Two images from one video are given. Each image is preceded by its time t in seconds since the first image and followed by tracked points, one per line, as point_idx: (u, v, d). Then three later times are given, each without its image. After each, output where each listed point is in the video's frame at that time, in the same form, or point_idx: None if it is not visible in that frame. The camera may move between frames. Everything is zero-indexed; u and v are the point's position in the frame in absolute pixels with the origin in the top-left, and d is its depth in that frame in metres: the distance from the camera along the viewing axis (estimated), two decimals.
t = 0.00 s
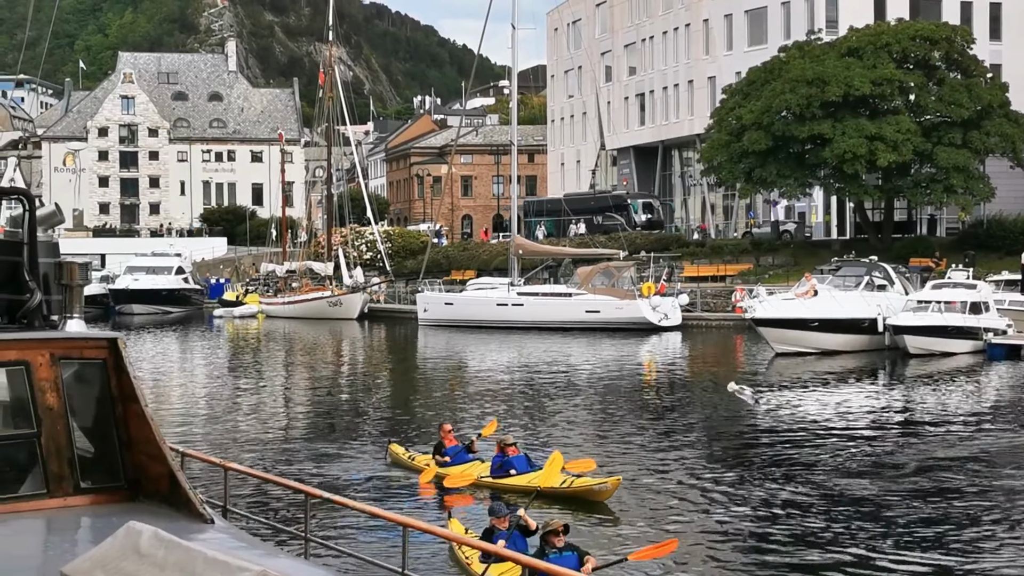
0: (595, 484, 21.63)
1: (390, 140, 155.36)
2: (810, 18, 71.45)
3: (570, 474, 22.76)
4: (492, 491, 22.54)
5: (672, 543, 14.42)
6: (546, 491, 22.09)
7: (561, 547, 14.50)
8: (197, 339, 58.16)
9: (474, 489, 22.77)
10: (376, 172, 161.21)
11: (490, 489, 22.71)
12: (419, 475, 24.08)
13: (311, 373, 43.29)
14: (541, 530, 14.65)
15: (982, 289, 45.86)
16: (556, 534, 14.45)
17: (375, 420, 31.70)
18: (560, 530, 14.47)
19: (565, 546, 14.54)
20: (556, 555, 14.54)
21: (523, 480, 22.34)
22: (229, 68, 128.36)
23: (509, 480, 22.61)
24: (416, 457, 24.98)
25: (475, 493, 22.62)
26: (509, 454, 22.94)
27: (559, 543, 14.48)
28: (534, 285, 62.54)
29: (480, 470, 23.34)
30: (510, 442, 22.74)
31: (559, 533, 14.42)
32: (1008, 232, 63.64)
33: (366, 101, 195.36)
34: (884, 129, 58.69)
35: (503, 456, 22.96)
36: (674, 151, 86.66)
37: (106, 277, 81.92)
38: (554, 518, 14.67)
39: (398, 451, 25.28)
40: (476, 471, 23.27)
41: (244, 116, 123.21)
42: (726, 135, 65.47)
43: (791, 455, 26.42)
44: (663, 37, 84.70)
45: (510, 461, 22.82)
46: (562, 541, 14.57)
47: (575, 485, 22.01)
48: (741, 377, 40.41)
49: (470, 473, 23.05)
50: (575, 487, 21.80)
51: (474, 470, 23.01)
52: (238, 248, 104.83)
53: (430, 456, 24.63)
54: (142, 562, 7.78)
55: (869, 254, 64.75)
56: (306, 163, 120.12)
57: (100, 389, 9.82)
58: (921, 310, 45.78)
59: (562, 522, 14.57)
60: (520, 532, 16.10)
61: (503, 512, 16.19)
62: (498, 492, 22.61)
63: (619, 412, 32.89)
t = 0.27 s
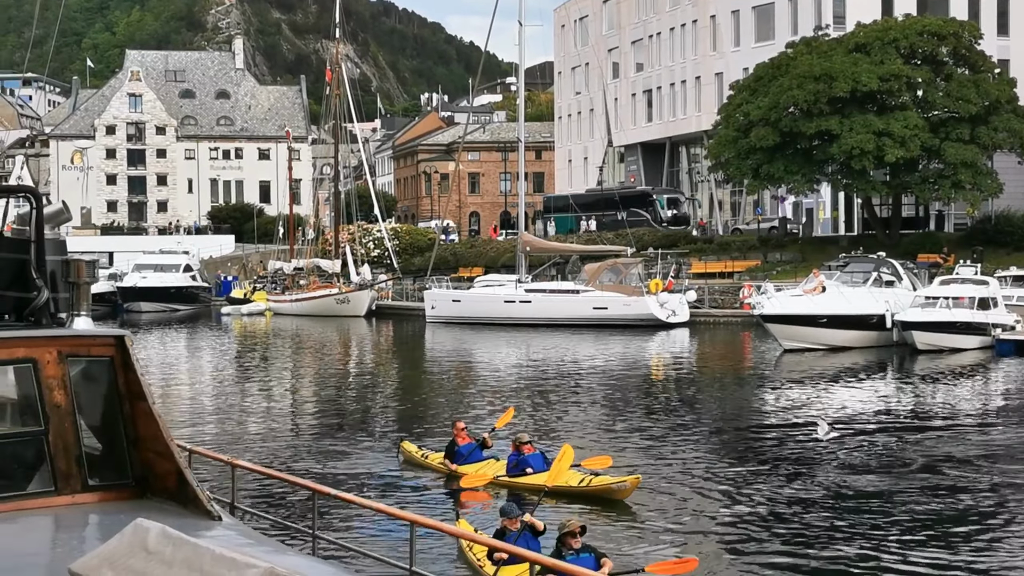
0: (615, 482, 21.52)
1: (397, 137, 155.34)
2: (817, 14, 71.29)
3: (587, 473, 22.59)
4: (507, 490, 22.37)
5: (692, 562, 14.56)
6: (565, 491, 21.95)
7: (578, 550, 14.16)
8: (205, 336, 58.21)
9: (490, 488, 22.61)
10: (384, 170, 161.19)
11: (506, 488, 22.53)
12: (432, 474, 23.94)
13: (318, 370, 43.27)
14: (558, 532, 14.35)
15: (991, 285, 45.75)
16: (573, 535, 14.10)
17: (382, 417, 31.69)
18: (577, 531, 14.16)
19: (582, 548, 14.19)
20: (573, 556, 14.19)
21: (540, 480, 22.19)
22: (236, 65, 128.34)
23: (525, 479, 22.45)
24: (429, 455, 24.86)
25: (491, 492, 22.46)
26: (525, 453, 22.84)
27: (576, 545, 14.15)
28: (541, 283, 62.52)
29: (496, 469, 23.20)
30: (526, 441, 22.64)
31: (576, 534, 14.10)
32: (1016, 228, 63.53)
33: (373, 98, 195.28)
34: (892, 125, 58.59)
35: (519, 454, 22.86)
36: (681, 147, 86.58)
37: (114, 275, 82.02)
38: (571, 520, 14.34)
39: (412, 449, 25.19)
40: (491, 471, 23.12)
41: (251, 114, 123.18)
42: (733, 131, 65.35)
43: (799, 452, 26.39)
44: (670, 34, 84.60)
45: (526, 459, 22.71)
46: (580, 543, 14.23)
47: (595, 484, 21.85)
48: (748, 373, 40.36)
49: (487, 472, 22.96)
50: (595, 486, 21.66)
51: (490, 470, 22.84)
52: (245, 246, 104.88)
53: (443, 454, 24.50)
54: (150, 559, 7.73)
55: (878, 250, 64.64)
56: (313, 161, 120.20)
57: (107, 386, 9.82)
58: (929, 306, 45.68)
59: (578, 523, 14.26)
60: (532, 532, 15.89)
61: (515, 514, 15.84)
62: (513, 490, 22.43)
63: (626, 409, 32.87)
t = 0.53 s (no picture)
0: (617, 470, 21.53)
1: (386, 123, 155.06)
2: (806, 1, 71.29)
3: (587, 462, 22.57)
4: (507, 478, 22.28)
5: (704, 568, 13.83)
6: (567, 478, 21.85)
7: (580, 540, 13.63)
8: (194, 324, 58.12)
9: (489, 477, 22.50)
10: (372, 157, 160.93)
11: (505, 476, 22.43)
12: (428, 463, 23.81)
13: (307, 357, 43.26)
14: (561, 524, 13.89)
15: (980, 270, 45.85)
16: (576, 525, 13.62)
17: (372, 404, 31.70)
18: (580, 521, 13.67)
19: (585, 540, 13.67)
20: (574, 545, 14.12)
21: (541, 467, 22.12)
22: (224, 52, 127.85)
23: (524, 467, 22.36)
24: (423, 445, 24.73)
25: (490, 481, 22.34)
26: (524, 441, 22.70)
27: (578, 536, 13.64)
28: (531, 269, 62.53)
29: (494, 458, 23.10)
30: (525, 429, 22.49)
31: (578, 524, 13.61)
32: (1004, 214, 63.73)
33: (362, 84, 194.81)
34: (881, 112, 58.66)
35: (518, 442, 22.74)
36: (670, 133, 86.58)
37: (102, 262, 81.81)
38: (575, 510, 13.87)
39: (406, 438, 25.05)
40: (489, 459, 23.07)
41: (239, 101, 122.81)
42: (722, 117, 65.28)
43: (788, 437, 26.48)
44: (659, 19, 84.53)
45: (525, 447, 22.58)
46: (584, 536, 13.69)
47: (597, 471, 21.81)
48: (737, 359, 40.45)
49: (485, 460, 22.92)
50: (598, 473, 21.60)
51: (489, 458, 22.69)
52: (233, 233, 104.68)
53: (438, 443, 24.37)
54: (139, 547, 7.67)
55: (866, 236, 64.75)
56: (302, 148, 119.98)
57: (95, 372, 9.81)
58: (917, 291, 45.77)
59: (582, 514, 13.78)
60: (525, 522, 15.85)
61: (510, 503, 15.81)
62: (513, 478, 22.34)
63: (616, 395, 32.92)
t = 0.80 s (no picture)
0: (568, 452, 21.47)
1: (323, 104, 154.02)
2: None
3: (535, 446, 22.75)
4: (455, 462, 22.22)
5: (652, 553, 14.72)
6: (517, 461, 21.74)
7: (530, 524, 14.27)
8: (129, 306, 57.54)
9: (437, 461, 22.47)
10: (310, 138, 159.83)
11: (455, 460, 22.40)
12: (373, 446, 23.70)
13: (245, 339, 43.00)
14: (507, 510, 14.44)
15: (914, 252, 46.51)
16: (526, 510, 14.24)
17: (310, 386, 31.61)
18: (528, 506, 14.29)
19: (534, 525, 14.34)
20: (525, 531, 14.26)
21: (490, 450, 22.16)
22: (159, 31, 126.26)
23: (473, 450, 22.40)
24: (365, 429, 24.57)
25: (439, 465, 22.27)
26: (472, 424, 22.79)
27: (528, 521, 14.26)
28: (469, 251, 62.54)
29: (442, 442, 23.10)
30: (474, 412, 22.58)
31: (529, 509, 14.24)
32: (938, 195, 64.64)
33: (299, 64, 193.22)
34: (817, 94, 59.22)
35: (466, 426, 22.79)
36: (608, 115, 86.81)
37: (35, 244, 80.66)
38: (521, 496, 14.46)
39: (347, 422, 24.85)
40: (436, 442, 23.12)
41: (176, 81, 121.45)
42: (660, 99, 65.47)
43: (725, 418, 26.78)
44: (597, 2, 84.68)
45: (473, 431, 22.65)
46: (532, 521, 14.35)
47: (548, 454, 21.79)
48: (674, 341, 40.76)
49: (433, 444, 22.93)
50: (549, 455, 21.56)
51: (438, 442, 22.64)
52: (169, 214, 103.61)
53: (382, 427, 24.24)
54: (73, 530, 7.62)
55: (802, 218, 65.41)
56: (239, 128, 118.96)
57: (29, 355, 9.71)
58: (852, 273, 46.31)
59: (530, 499, 14.41)
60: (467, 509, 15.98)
61: (455, 488, 15.90)
62: (462, 461, 22.36)
63: (554, 377, 33.08)
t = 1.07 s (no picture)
0: (485, 433, 21.36)
1: (225, 82, 151.85)
2: None
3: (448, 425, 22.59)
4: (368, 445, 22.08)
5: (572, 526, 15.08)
6: (432, 442, 21.65)
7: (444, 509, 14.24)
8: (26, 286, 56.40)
9: (350, 443, 22.33)
10: (211, 116, 157.52)
11: (368, 442, 22.23)
12: (281, 429, 23.45)
13: (145, 319, 42.41)
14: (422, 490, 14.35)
15: (812, 233, 47.21)
16: (440, 495, 14.17)
17: (212, 366, 31.29)
18: (441, 489, 14.21)
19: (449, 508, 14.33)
20: (439, 515, 14.23)
21: (405, 432, 22.01)
22: (55, 6, 123.41)
23: (386, 432, 22.24)
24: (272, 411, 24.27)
25: (353, 447, 22.12)
26: (384, 406, 22.57)
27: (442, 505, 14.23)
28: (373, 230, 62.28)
29: (355, 424, 22.90)
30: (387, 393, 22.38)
31: (442, 493, 14.17)
32: (837, 176, 65.76)
33: (199, 40, 190.22)
34: (718, 75, 59.87)
35: (378, 407, 22.62)
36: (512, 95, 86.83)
37: None
38: (435, 479, 14.34)
39: (253, 404, 24.51)
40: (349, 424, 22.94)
41: (72, 57, 118.90)
42: (563, 79, 65.44)
43: (627, 395, 27.08)
44: None
45: (386, 412, 22.46)
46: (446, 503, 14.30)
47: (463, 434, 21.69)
48: (577, 320, 41.09)
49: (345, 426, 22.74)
50: (464, 435, 21.45)
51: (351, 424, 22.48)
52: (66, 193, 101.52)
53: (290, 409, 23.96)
54: None
55: (704, 198, 66.15)
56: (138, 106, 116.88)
57: None
58: (753, 253, 46.87)
59: (444, 482, 14.33)
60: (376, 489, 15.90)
61: (365, 472, 15.77)
62: (374, 443, 22.19)
63: (458, 355, 33.16)
